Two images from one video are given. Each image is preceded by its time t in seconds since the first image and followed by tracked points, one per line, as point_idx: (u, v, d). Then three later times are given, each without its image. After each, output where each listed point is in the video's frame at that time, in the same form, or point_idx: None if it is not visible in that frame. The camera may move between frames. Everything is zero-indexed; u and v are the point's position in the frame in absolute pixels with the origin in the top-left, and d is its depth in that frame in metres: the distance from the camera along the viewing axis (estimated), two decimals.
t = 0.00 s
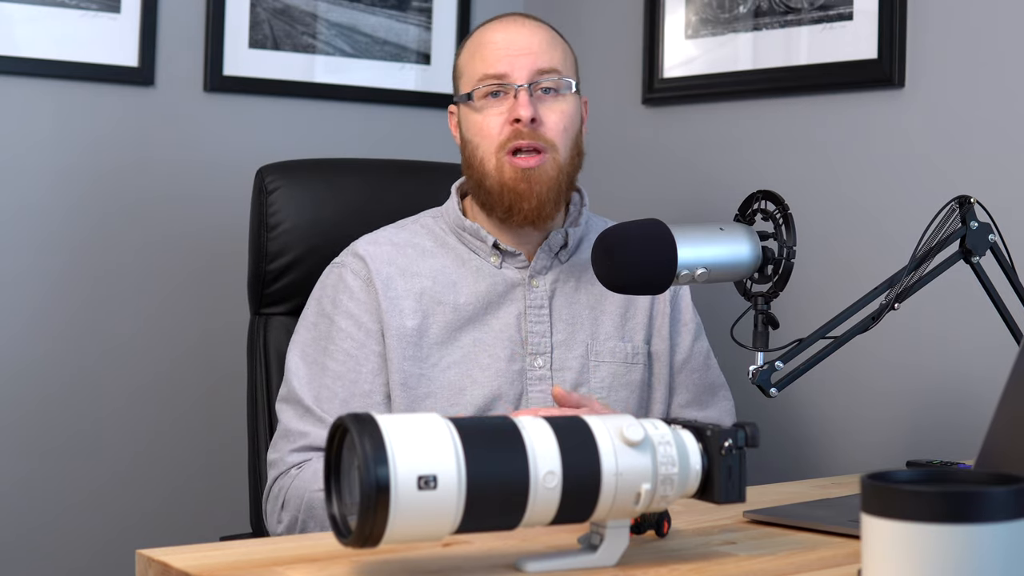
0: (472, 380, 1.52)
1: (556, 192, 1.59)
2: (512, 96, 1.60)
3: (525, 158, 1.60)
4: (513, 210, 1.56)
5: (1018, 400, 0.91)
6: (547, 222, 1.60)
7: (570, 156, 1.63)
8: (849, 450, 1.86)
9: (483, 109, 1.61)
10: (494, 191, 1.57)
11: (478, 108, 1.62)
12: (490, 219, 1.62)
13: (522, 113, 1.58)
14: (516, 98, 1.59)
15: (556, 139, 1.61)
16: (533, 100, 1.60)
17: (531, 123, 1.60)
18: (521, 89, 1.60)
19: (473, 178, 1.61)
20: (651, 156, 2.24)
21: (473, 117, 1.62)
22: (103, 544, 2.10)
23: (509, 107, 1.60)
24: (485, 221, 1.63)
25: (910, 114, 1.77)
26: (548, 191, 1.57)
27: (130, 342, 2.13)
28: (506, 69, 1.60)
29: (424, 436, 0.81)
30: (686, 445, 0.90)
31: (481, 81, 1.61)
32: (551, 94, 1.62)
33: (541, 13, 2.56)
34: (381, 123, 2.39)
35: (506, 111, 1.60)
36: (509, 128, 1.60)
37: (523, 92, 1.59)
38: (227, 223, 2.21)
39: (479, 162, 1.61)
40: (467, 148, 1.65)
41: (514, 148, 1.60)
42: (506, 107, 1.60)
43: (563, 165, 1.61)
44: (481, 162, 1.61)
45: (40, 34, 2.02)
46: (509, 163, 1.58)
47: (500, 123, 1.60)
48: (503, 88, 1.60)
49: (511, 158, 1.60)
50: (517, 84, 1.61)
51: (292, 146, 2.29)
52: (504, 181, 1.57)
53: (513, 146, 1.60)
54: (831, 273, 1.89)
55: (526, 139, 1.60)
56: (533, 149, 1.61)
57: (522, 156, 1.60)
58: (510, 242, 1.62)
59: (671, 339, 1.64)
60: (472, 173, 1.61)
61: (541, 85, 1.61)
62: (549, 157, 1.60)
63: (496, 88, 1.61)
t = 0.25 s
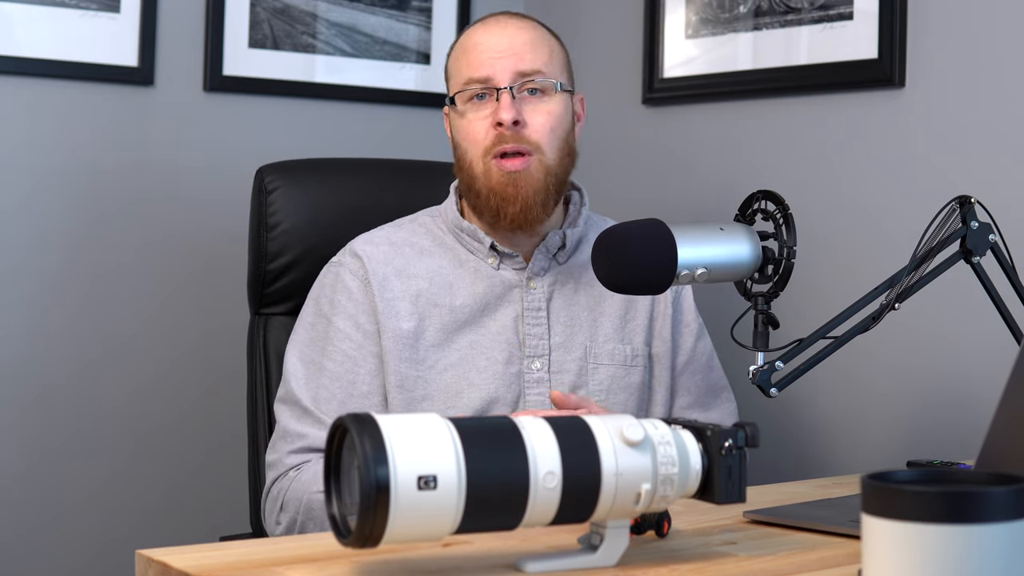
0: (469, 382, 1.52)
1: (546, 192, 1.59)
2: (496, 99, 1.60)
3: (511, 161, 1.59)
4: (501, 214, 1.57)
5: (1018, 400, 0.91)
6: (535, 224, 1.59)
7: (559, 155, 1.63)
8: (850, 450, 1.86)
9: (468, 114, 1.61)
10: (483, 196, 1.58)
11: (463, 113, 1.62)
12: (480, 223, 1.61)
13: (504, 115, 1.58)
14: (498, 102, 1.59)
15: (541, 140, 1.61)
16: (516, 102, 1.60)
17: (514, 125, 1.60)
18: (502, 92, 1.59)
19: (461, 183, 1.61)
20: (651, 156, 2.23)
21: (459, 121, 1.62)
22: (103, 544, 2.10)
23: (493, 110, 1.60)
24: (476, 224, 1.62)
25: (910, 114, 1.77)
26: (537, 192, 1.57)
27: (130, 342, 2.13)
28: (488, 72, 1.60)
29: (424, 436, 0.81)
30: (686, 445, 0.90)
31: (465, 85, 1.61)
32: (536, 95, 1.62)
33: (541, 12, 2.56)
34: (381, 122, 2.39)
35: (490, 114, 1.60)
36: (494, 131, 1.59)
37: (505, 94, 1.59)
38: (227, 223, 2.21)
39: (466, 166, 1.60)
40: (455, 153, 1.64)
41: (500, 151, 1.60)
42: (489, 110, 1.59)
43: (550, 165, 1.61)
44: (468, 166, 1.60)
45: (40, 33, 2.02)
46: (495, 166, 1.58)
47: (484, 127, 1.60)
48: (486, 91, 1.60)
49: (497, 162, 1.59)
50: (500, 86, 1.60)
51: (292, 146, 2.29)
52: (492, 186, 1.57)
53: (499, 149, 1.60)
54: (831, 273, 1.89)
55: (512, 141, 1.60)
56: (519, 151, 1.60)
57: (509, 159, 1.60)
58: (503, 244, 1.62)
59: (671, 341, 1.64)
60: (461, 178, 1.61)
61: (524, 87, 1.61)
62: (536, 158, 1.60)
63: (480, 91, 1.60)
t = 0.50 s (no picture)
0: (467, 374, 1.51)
1: (545, 179, 1.58)
2: (499, 87, 1.60)
3: (511, 147, 1.60)
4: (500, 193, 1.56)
5: (1017, 400, 0.91)
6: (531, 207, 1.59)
7: (560, 146, 1.63)
8: (850, 450, 1.85)
9: (470, 101, 1.62)
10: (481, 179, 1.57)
11: (465, 100, 1.62)
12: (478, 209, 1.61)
13: (506, 101, 1.58)
14: (502, 89, 1.60)
15: (544, 129, 1.62)
16: (520, 91, 1.61)
17: (518, 113, 1.60)
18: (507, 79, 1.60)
19: (461, 169, 1.61)
20: (651, 156, 2.23)
21: (460, 109, 1.63)
22: (103, 545, 2.10)
23: (495, 98, 1.60)
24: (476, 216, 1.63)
25: (909, 114, 1.77)
26: (536, 176, 1.57)
27: (130, 342, 2.13)
28: (493, 60, 1.61)
29: (424, 437, 0.81)
30: (686, 445, 0.90)
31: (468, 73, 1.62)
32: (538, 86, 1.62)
33: (541, 12, 2.56)
34: (381, 122, 2.39)
35: (493, 101, 1.60)
36: (496, 118, 1.60)
37: (508, 81, 1.60)
38: (227, 223, 2.21)
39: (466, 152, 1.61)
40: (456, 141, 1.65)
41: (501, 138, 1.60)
42: (493, 97, 1.60)
43: (552, 153, 1.61)
44: (468, 153, 1.61)
45: (40, 33, 2.02)
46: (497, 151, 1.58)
47: (486, 113, 1.60)
48: (488, 80, 1.61)
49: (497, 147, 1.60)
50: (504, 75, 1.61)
51: (292, 147, 2.29)
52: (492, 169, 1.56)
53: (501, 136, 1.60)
54: (831, 273, 1.89)
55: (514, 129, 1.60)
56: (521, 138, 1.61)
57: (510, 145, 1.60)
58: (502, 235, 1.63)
59: (670, 334, 1.63)
60: (460, 163, 1.61)
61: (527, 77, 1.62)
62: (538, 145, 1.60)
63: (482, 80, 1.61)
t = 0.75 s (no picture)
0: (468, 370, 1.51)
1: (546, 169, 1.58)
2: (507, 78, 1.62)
3: (515, 137, 1.60)
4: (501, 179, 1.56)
5: (1017, 400, 0.91)
6: (529, 198, 1.58)
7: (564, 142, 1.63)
8: (850, 450, 1.85)
9: (478, 90, 1.63)
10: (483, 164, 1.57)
11: (473, 89, 1.63)
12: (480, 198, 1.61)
13: (514, 90, 1.60)
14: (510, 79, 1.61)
15: (549, 123, 1.62)
16: (528, 83, 1.62)
17: (524, 104, 1.61)
18: (516, 71, 1.61)
19: (464, 157, 1.61)
20: (651, 156, 2.24)
21: (467, 99, 1.64)
22: (104, 545, 2.10)
23: (503, 88, 1.61)
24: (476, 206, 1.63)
25: (909, 114, 1.77)
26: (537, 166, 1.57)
27: (130, 342, 2.13)
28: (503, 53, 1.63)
29: (424, 436, 0.81)
30: (686, 445, 0.90)
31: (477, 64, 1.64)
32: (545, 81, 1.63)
33: (541, 12, 2.56)
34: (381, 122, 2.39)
35: (500, 91, 1.61)
36: (503, 107, 1.60)
37: (516, 73, 1.61)
38: (227, 223, 2.21)
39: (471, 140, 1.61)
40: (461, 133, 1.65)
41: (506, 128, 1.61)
42: (501, 87, 1.61)
43: (555, 147, 1.61)
44: (472, 142, 1.61)
45: (40, 33, 2.02)
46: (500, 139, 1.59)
47: (493, 103, 1.61)
48: (497, 72, 1.62)
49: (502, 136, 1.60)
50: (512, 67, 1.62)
51: (292, 147, 2.29)
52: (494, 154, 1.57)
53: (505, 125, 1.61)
54: (831, 273, 1.89)
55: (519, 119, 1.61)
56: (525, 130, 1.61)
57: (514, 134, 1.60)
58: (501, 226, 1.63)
59: (671, 333, 1.64)
60: (464, 152, 1.62)
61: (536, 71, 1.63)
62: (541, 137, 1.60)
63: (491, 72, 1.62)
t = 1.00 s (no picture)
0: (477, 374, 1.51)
1: (556, 180, 1.58)
2: (510, 86, 1.60)
3: (522, 147, 1.60)
4: (509, 193, 1.56)
5: (1017, 400, 0.91)
6: (543, 206, 1.59)
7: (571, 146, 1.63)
8: (851, 449, 1.85)
9: (480, 99, 1.62)
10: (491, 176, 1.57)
11: (475, 99, 1.62)
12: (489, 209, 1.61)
13: (518, 100, 1.59)
14: (513, 87, 1.60)
15: (555, 128, 1.62)
16: (530, 90, 1.61)
17: (528, 111, 1.60)
18: (519, 78, 1.60)
19: (471, 168, 1.61)
20: (651, 156, 2.24)
21: (471, 109, 1.63)
22: (103, 545, 2.10)
23: (506, 96, 1.60)
24: (484, 216, 1.63)
25: (909, 114, 1.77)
26: (546, 177, 1.57)
27: (130, 342, 2.13)
28: (504, 59, 1.61)
29: (424, 436, 0.81)
30: (686, 445, 0.90)
31: (479, 72, 1.62)
32: (548, 85, 1.62)
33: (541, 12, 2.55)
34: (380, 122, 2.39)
35: (504, 101, 1.60)
36: (507, 117, 1.60)
37: (519, 80, 1.60)
38: (227, 223, 2.21)
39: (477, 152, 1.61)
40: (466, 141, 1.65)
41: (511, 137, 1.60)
42: (504, 96, 1.60)
43: (562, 153, 1.61)
44: (478, 153, 1.61)
45: (40, 33, 2.02)
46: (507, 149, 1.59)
47: (497, 113, 1.60)
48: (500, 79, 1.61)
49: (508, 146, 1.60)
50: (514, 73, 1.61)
51: (292, 146, 2.29)
52: (502, 168, 1.57)
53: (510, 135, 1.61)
54: (830, 273, 1.89)
55: (524, 128, 1.61)
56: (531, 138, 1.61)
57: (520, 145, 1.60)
58: (512, 230, 1.63)
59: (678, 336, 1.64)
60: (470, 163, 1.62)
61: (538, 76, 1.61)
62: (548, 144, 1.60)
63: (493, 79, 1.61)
